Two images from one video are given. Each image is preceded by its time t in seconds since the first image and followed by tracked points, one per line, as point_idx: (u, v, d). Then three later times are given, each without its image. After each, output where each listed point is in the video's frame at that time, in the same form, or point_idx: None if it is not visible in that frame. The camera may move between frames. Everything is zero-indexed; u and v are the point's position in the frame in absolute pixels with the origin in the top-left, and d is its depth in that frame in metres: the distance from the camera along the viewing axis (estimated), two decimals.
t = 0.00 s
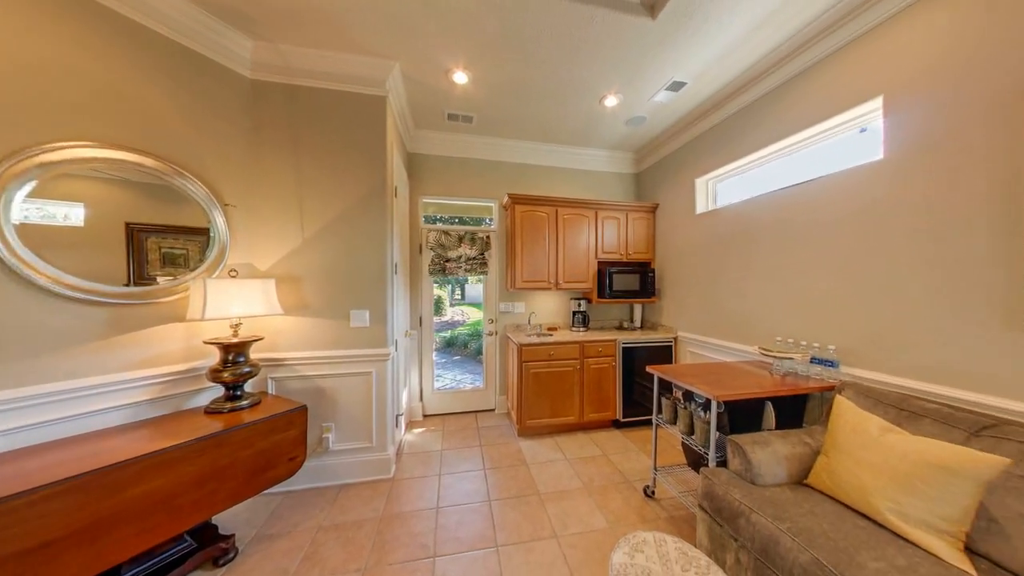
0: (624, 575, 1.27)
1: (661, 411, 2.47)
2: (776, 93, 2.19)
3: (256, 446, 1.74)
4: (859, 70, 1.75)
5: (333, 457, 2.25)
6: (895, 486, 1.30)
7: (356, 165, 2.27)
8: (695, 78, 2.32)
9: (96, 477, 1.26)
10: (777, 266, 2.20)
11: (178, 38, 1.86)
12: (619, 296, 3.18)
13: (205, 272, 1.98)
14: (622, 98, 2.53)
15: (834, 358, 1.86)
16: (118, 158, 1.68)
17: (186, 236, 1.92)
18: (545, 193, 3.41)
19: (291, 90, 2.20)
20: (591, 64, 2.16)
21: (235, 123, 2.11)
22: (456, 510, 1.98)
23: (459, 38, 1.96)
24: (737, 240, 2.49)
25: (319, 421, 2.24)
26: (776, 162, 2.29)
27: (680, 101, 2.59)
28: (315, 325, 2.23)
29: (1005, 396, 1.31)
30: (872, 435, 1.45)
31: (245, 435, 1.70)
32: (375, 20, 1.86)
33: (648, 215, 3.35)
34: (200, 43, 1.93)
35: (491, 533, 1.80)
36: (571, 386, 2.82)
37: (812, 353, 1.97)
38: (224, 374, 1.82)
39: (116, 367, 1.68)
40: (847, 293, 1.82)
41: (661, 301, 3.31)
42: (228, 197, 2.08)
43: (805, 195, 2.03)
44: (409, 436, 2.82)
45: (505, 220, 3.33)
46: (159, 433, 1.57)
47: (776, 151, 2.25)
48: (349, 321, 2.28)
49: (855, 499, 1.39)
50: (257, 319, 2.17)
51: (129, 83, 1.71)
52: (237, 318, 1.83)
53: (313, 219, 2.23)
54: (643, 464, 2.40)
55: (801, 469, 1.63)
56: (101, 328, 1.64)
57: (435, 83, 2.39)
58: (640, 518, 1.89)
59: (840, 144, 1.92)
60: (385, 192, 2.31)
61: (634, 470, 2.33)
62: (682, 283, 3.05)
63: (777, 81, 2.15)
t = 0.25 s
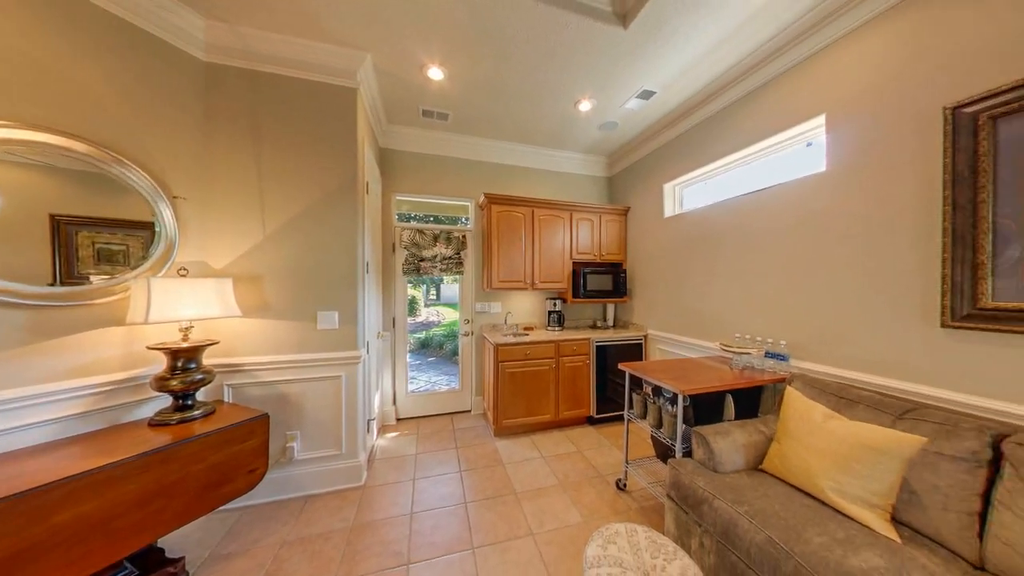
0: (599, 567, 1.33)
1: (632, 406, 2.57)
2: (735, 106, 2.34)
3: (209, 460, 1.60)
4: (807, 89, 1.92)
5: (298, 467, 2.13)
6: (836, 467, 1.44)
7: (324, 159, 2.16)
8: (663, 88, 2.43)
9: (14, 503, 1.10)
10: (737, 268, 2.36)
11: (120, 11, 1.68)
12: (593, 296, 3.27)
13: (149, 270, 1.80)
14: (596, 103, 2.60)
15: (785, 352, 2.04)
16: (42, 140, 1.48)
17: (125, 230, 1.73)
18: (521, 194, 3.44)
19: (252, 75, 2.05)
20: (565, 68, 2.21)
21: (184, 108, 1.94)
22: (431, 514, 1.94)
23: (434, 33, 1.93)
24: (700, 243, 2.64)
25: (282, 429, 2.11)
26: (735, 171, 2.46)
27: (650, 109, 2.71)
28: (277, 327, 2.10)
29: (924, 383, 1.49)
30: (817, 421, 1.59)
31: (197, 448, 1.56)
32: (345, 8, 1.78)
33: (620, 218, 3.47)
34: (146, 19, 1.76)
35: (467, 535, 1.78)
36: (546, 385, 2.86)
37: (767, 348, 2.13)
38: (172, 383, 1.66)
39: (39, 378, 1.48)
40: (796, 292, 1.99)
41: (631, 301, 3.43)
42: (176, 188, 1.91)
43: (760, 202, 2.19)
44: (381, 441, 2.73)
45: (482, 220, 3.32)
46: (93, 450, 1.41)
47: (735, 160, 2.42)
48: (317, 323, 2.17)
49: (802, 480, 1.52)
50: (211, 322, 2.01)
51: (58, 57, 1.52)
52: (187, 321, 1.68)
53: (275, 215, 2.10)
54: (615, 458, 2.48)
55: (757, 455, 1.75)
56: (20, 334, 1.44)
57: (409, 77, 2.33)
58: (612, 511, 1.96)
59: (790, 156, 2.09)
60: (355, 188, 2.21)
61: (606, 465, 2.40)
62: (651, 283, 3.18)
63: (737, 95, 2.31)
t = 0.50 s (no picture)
0: (575, 562, 1.36)
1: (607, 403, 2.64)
2: (702, 116, 2.47)
3: (160, 476, 1.47)
4: (765, 103, 2.06)
5: (262, 478, 2.00)
6: (791, 453, 1.55)
7: (292, 151, 2.05)
8: (637, 95, 2.52)
9: None
10: (703, 269, 2.48)
11: None
12: (571, 296, 3.32)
13: (87, 269, 1.62)
14: (573, 106, 2.64)
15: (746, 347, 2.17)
16: None
17: (57, 223, 1.54)
18: (500, 194, 3.44)
19: (211, 60, 1.91)
20: (541, 70, 2.23)
21: (129, 90, 1.77)
22: (407, 520, 1.90)
23: (410, 27, 1.88)
24: (671, 245, 2.77)
25: (244, 439, 1.98)
26: (701, 177, 2.59)
27: (624, 115, 2.79)
28: (238, 329, 1.97)
29: (865, 374, 1.64)
30: (773, 411, 1.71)
31: (147, 462, 1.43)
32: None
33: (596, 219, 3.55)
34: None
35: (445, 539, 1.76)
36: (525, 384, 2.88)
37: (730, 344, 2.27)
38: (115, 393, 1.51)
39: None
40: (756, 292, 2.13)
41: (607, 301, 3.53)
42: (119, 178, 1.73)
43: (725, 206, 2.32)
44: (354, 447, 2.63)
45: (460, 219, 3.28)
46: (20, 471, 1.25)
47: (701, 167, 2.55)
48: (283, 325, 2.05)
49: (761, 467, 1.63)
50: (161, 325, 1.85)
51: None
52: (134, 324, 1.53)
53: (237, 210, 1.96)
54: (591, 454, 2.54)
55: (722, 446, 1.86)
56: None
57: (384, 71, 2.26)
58: (589, 505, 2.00)
59: (751, 164, 2.24)
60: (325, 184, 2.11)
61: (583, 461, 2.46)
62: (626, 283, 3.28)
63: (704, 104, 2.43)
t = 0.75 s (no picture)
0: (551, 558, 1.38)
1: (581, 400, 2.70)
2: (669, 124, 2.60)
3: (94, 498, 1.31)
4: (725, 115, 2.20)
5: (217, 494, 1.85)
6: (749, 441, 1.68)
7: (252, 142, 1.91)
8: (610, 101, 2.60)
9: None
10: (670, 270, 2.61)
11: None
12: (546, 296, 3.36)
13: None
14: (549, 108, 2.67)
15: (709, 344, 2.31)
16: None
17: None
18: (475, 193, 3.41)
19: (158, 37, 1.74)
20: (517, 72, 2.24)
21: (55, 64, 1.57)
22: (379, 528, 1.83)
23: (382, 19, 1.82)
24: (641, 247, 2.88)
25: (196, 452, 1.82)
26: (668, 182, 2.73)
27: (597, 120, 2.87)
28: (189, 333, 1.81)
29: (811, 366, 1.80)
30: (732, 402, 1.83)
31: (78, 483, 1.27)
32: None
33: (571, 221, 3.62)
34: None
35: (419, 545, 1.72)
36: (501, 384, 2.87)
37: (695, 341, 2.40)
38: (37, 407, 1.32)
39: None
40: (717, 292, 2.28)
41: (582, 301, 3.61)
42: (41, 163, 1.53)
43: (689, 211, 2.46)
44: (322, 455, 2.50)
45: (435, 218, 3.22)
46: None
47: (668, 173, 2.68)
48: (242, 328, 1.91)
49: (721, 456, 1.75)
50: (96, 329, 1.68)
51: None
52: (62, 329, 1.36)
53: (188, 202, 1.80)
54: (566, 451, 2.59)
55: (688, 437, 1.96)
56: None
57: (354, 62, 2.16)
58: (564, 501, 2.04)
59: (713, 172, 2.38)
60: (289, 177, 1.99)
61: (558, 458, 2.50)
62: (599, 283, 3.37)
63: (672, 114, 2.55)
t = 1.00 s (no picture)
0: (528, 556, 1.39)
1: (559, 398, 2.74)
2: (642, 130, 2.69)
3: (19, 524, 1.16)
4: (693, 123, 2.31)
5: (169, 512, 1.70)
6: (715, 433, 1.78)
7: (211, 131, 1.78)
8: (586, 105, 2.66)
9: None
10: (643, 270, 2.71)
11: None
12: (525, 296, 3.37)
13: None
14: (528, 109, 2.69)
15: (678, 341, 2.42)
16: None
17: None
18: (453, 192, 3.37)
19: (99, 11, 1.57)
20: (495, 72, 2.24)
21: None
22: (352, 537, 1.76)
23: (355, 8, 1.75)
24: (615, 248, 2.97)
25: (144, 468, 1.66)
26: (640, 186, 2.83)
27: (574, 123, 2.92)
28: (136, 337, 1.65)
29: (769, 360, 1.93)
30: (699, 396, 1.93)
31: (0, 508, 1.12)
32: None
33: (548, 221, 3.66)
34: None
35: (395, 552, 1.67)
36: (480, 385, 2.85)
37: (666, 338, 2.51)
38: None
39: None
40: (686, 291, 2.39)
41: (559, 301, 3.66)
42: None
43: (660, 214, 2.56)
44: (289, 464, 2.37)
45: (412, 216, 3.15)
46: None
47: (640, 177, 2.78)
48: (198, 332, 1.76)
49: (690, 447, 1.84)
50: (20, 335, 1.49)
51: None
52: None
53: (136, 194, 1.65)
54: (543, 449, 2.62)
55: (660, 431, 2.04)
56: None
57: (324, 51, 2.06)
58: (542, 499, 2.06)
59: (682, 177, 2.49)
60: (253, 170, 1.86)
61: (536, 456, 2.52)
62: (576, 283, 3.44)
63: (645, 120, 2.65)
